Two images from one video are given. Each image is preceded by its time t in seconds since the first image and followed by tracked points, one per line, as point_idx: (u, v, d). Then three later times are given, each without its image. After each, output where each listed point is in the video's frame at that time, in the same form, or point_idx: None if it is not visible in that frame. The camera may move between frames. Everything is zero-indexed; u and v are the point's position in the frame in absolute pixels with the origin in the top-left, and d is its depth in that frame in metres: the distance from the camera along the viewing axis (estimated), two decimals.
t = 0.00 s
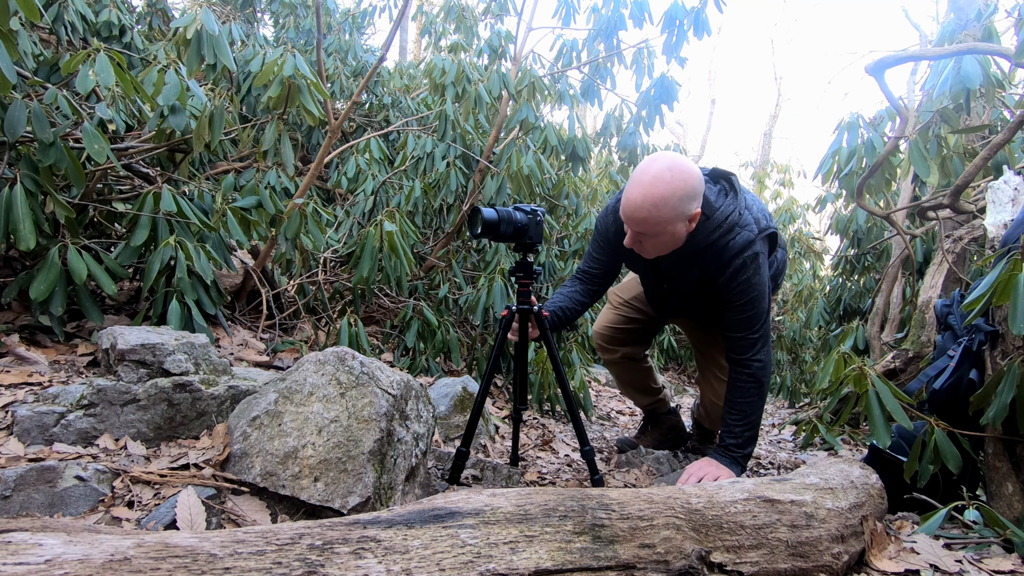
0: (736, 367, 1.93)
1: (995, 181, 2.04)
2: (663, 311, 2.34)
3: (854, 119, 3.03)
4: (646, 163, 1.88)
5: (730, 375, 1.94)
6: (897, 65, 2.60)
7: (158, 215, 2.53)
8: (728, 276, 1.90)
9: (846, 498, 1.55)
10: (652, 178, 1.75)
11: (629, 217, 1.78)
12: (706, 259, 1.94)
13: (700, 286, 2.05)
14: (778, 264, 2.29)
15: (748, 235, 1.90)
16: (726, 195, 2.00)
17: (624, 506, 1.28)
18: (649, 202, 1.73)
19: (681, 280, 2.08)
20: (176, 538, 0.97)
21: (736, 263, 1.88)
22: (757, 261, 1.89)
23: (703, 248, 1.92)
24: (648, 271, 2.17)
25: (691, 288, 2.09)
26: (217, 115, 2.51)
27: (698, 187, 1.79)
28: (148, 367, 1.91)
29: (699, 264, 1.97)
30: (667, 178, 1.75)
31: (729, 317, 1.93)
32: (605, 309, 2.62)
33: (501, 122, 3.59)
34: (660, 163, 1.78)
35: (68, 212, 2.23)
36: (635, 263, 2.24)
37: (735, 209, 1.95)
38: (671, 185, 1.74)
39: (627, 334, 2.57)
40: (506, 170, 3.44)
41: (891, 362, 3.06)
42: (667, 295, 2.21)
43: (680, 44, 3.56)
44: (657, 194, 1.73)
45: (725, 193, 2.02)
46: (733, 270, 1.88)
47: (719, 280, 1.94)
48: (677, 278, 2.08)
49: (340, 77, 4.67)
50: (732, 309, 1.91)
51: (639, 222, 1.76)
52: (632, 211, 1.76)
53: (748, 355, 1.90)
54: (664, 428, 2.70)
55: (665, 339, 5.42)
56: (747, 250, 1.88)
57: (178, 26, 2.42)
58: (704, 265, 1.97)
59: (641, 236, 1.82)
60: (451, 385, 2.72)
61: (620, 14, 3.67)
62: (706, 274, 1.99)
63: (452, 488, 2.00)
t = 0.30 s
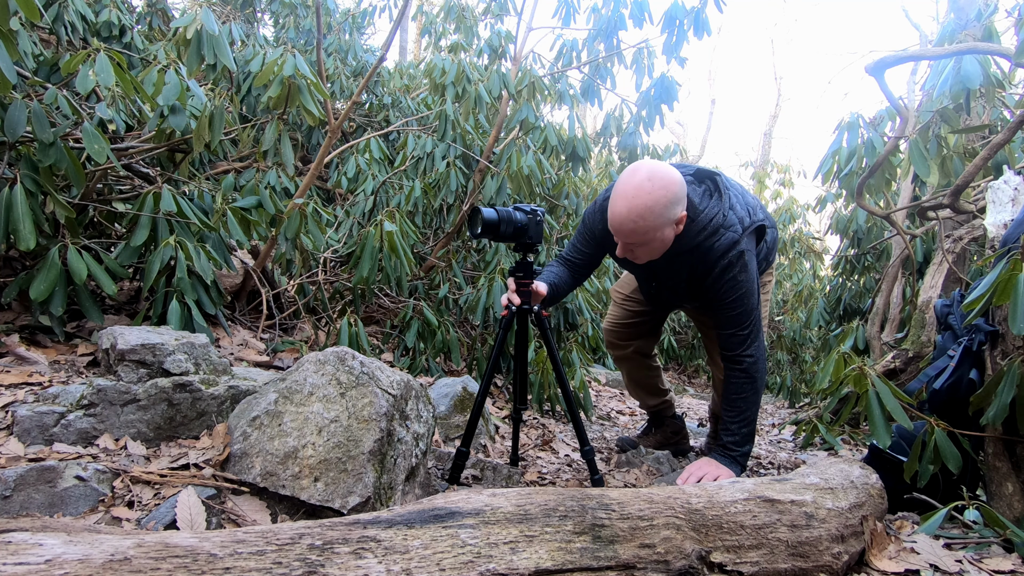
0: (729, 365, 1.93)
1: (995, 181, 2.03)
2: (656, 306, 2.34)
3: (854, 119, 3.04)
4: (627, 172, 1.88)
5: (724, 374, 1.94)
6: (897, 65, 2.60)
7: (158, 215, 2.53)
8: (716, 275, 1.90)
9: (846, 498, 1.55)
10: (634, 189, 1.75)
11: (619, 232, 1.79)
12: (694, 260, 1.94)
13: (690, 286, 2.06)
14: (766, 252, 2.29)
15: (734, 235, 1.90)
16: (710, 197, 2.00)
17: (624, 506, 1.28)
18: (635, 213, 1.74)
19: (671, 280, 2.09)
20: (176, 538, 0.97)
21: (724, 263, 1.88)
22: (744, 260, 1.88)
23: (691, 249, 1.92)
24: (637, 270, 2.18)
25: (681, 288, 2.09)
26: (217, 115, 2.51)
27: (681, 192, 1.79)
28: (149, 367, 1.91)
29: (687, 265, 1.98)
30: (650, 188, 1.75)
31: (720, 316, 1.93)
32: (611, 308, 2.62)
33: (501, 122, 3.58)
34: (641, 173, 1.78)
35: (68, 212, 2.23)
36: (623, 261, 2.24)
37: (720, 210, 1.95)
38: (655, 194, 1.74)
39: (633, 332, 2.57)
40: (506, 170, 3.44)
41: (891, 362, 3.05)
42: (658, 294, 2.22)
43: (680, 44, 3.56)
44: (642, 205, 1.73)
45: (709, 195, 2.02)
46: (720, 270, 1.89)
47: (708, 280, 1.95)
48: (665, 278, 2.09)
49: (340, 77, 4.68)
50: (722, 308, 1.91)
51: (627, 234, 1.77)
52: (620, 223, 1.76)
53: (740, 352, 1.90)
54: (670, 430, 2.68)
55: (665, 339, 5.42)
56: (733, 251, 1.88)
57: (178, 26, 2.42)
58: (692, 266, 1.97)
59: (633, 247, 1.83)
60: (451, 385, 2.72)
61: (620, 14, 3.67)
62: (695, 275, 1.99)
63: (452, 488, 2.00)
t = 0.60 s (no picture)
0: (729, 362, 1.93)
1: (995, 181, 2.03)
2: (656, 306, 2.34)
3: (854, 119, 3.04)
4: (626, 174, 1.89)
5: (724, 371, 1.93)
6: (897, 65, 2.60)
7: (158, 216, 2.53)
8: (716, 273, 1.91)
9: (846, 498, 1.55)
10: (636, 189, 1.76)
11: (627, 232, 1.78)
12: (694, 259, 1.95)
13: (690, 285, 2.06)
14: (766, 255, 2.31)
15: (734, 234, 1.91)
16: (711, 198, 2.02)
17: (624, 505, 1.28)
18: (639, 212, 1.74)
19: (671, 279, 2.09)
20: (176, 538, 0.97)
21: (724, 262, 1.89)
22: (744, 259, 1.89)
23: (692, 248, 1.93)
24: (638, 270, 2.19)
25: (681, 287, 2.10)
26: (217, 115, 2.51)
27: (682, 189, 1.80)
28: (149, 367, 1.91)
29: (688, 264, 1.98)
30: (652, 187, 1.75)
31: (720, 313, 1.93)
32: (611, 307, 2.62)
33: (501, 122, 3.58)
34: (642, 173, 1.78)
35: (68, 213, 2.23)
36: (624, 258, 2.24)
37: (720, 210, 1.96)
38: (658, 193, 1.75)
39: (634, 331, 2.57)
40: (506, 171, 3.44)
41: (891, 362, 3.05)
42: (659, 293, 2.22)
43: (680, 44, 3.56)
44: (646, 204, 1.73)
45: (710, 196, 2.04)
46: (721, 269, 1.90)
47: (709, 278, 1.95)
48: (667, 278, 2.10)
49: (340, 77, 4.68)
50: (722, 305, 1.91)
51: (633, 233, 1.77)
52: (625, 223, 1.76)
53: (739, 348, 1.89)
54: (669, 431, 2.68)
55: (665, 339, 5.42)
56: (734, 249, 1.89)
57: (178, 26, 2.42)
58: (693, 265, 1.98)
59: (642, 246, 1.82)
60: (451, 385, 2.72)
61: (620, 14, 3.67)
62: (696, 273, 2.00)
63: (452, 488, 2.00)
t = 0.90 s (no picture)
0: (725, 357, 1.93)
1: (995, 181, 2.03)
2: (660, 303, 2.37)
3: (854, 119, 3.04)
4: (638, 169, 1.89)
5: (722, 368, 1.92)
6: (897, 65, 2.60)
7: (158, 215, 2.53)
8: (719, 271, 1.94)
9: (846, 498, 1.56)
10: (651, 183, 1.77)
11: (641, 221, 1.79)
12: (700, 257, 1.99)
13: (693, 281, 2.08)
14: (766, 261, 2.31)
15: (739, 235, 1.95)
16: (721, 201, 2.06)
17: (624, 506, 1.28)
18: (656, 204, 1.75)
19: (676, 278, 2.12)
20: (176, 538, 0.97)
21: (729, 261, 1.92)
22: (747, 259, 1.93)
23: (698, 246, 1.95)
24: (646, 266, 2.21)
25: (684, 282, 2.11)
26: (217, 115, 2.51)
27: (694, 181, 1.82)
28: (149, 367, 1.91)
29: (695, 261, 2.00)
30: (668, 181, 1.77)
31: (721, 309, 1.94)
32: (614, 302, 2.63)
33: (501, 122, 3.58)
34: (657, 169, 1.80)
35: (67, 212, 2.23)
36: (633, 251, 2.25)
37: (729, 212, 1.99)
38: (673, 187, 1.76)
39: (636, 327, 2.59)
40: (506, 171, 3.44)
41: (891, 362, 3.05)
42: (664, 291, 2.24)
43: (680, 44, 3.56)
44: (662, 197, 1.75)
45: (720, 198, 2.07)
46: (723, 266, 1.93)
47: (711, 276, 1.98)
48: (671, 277, 2.13)
49: (340, 77, 4.68)
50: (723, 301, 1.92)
51: (650, 226, 1.78)
52: (642, 216, 1.77)
53: (734, 344, 1.90)
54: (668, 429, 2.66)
55: (665, 339, 5.42)
56: (739, 250, 1.93)
57: (178, 26, 2.42)
58: (698, 262, 2.00)
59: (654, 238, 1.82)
60: (451, 385, 2.72)
61: (620, 14, 3.67)
62: (701, 271, 2.02)
63: (451, 488, 2.00)
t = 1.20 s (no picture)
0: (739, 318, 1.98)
1: (995, 180, 2.03)
2: (674, 285, 2.48)
3: (854, 119, 3.04)
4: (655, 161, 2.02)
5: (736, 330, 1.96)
6: (897, 65, 2.60)
7: (158, 215, 2.53)
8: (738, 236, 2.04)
9: (846, 498, 1.56)
10: (672, 178, 1.91)
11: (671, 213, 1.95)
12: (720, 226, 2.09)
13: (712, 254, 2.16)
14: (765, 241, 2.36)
15: (759, 207, 2.07)
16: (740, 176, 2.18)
17: (624, 506, 1.28)
18: (684, 197, 1.91)
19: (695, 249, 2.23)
20: (176, 538, 0.97)
21: (748, 227, 2.03)
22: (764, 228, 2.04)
23: (717, 215, 2.07)
24: (665, 240, 2.32)
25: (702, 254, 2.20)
26: (217, 115, 2.51)
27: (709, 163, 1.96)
28: (149, 367, 1.90)
29: (716, 229, 2.08)
30: (688, 173, 1.91)
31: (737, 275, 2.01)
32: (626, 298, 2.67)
33: (501, 122, 3.58)
34: (674, 162, 1.93)
35: (68, 212, 2.23)
36: (648, 229, 2.38)
37: (748, 186, 2.12)
38: (694, 178, 1.91)
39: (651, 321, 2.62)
40: (506, 170, 3.44)
41: (891, 362, 3.05)
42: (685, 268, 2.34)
43: (680, 44, 3.56)
44: (687, 188, 1.90)
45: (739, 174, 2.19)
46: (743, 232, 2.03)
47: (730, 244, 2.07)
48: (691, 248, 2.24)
49: (340, 77, 4.68)
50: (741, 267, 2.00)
51: (680, 214, 1.95)
52: (671, 208, 1.94)
53: (745, 304, 1.95)
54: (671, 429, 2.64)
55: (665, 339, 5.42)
56: (758, 219, 2.05)
57: (178, 26, 2.42)
58: (719, 231, 2.09)
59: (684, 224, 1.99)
60: (451, 385, 2.72)
61: (620, 14, 3.67)
62: (722, 240, 2.11)
63: (451, 488, 2.00)
